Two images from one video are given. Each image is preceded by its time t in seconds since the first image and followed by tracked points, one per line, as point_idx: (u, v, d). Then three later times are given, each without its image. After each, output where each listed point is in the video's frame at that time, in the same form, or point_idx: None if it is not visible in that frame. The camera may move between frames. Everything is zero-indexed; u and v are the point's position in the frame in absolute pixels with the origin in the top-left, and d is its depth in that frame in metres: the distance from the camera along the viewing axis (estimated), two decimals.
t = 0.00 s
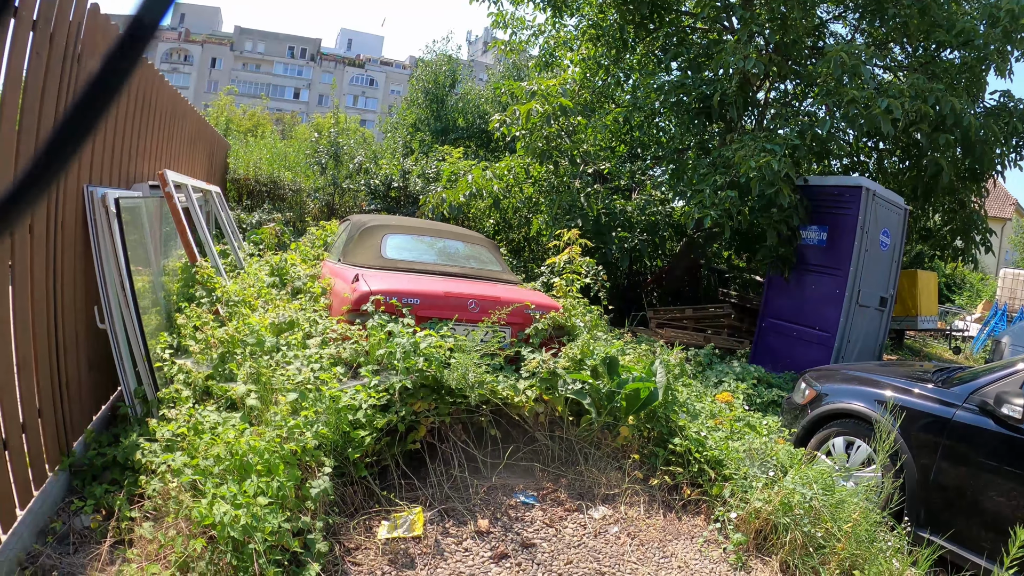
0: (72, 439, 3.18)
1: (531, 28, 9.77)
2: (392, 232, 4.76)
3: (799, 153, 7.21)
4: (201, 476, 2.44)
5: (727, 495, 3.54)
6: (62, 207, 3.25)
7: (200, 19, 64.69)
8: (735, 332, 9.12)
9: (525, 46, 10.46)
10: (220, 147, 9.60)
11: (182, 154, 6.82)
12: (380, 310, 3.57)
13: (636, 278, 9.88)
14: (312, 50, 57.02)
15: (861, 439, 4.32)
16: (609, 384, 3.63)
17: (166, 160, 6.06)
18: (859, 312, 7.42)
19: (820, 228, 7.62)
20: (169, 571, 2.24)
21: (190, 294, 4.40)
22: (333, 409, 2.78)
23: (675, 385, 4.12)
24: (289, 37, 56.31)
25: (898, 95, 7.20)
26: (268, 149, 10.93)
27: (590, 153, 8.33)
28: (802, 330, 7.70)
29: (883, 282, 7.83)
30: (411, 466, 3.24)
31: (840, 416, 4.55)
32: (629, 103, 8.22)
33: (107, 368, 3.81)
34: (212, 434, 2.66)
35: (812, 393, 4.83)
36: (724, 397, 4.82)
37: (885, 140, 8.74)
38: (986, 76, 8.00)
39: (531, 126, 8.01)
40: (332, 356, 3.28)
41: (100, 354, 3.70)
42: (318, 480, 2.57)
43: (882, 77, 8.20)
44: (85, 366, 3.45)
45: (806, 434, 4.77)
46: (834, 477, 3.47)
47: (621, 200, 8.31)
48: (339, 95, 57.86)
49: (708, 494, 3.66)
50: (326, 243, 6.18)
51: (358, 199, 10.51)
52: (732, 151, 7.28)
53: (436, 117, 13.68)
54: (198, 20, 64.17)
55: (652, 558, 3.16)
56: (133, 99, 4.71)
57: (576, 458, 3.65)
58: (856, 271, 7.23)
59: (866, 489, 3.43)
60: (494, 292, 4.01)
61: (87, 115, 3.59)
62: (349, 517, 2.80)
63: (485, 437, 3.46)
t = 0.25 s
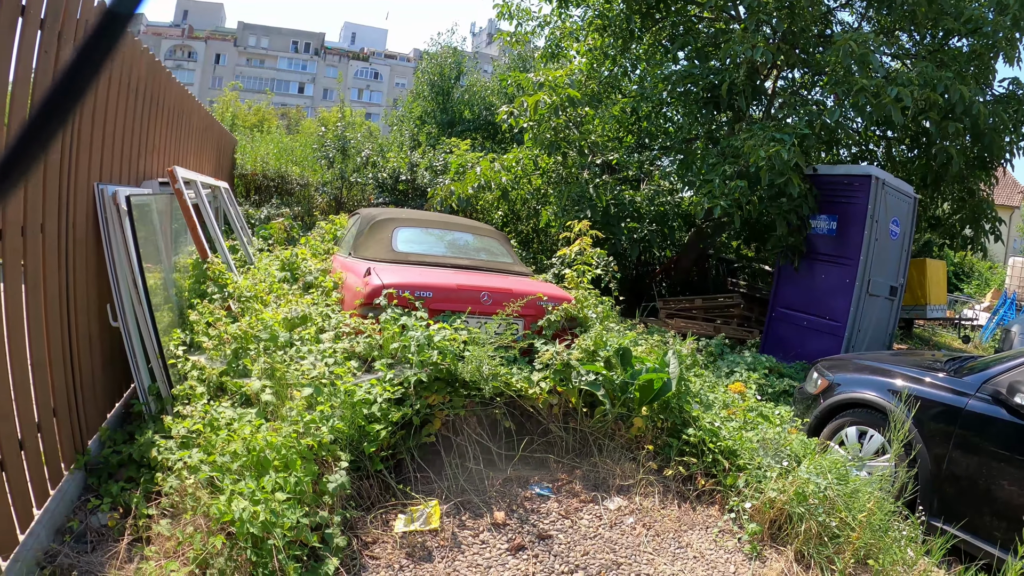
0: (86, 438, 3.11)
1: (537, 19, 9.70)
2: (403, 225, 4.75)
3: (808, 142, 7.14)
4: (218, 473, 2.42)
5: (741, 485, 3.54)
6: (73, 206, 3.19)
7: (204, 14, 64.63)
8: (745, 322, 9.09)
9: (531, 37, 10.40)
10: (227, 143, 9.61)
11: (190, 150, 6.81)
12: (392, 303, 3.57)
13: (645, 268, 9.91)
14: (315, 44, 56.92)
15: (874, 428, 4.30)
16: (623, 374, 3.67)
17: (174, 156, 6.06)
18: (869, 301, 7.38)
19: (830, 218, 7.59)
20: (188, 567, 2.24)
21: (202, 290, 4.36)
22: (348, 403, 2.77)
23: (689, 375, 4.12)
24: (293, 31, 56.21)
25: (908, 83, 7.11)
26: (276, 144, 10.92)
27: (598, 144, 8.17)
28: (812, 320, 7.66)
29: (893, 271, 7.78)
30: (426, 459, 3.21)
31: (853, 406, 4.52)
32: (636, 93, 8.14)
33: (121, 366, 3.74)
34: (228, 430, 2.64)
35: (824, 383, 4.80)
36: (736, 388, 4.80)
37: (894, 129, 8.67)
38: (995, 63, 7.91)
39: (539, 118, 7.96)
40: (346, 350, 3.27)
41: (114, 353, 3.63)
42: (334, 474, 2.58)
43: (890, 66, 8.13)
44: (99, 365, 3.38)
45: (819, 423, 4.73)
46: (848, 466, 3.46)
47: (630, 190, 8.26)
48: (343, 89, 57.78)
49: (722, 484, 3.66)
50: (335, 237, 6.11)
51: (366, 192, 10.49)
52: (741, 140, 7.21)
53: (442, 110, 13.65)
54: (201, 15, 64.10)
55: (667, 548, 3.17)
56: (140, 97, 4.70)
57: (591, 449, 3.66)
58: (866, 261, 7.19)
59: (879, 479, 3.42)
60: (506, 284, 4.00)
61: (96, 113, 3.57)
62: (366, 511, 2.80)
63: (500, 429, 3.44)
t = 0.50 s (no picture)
0: (103, 435, 3.02)
1: (546, 7, 9.60)
2: (416, 216, 4.72)
3: (822, 130, 7.04)
4: (239, 469, 2.40)
5: (760, 475, 3.52)
6: (87, 201, 3.06)
7: (209, 7, 64.52)
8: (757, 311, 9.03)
9: (539, 25, 10.30)
10: (237, 136, 9.59)
11: (200, 143, 6.78)
12: (409, 295, 3.54)
13: (656, 256, 9.87)
14: (321, 35, 56.74)
15: (891, 418, 4.26)
16: (640, 364, 3.64)
17: (184, 150, 6.03)
18: (883, 289, 7.30)
19: (843, 206, 7.48)
20: (210, 564, 2.23)
21: (216, 284, 4.23)
22: (367, 396, 2.76)
23: (705, 365, 4.09)
24: (298, 22, 56.04)
25: (921, 71, 7.00)
26: (285, 136, 10.90)
27: (610, 133, 8.18)
28: (825, 308, 7.58)
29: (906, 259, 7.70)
30: (445, 451, 3.21)
31: (869, 395, 4.49)
32: (647, 81, 8.03)
33: (138, 361, 3.61)
34: (248, 426, 2.60)
35: (840, 372, 4.76)
36: (753, 377, 4.75)
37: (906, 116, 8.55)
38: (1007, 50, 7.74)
39: (550, 107, 7.89)
40: (363, 343, 3.26)
41: (131, 349, 3.48)
42: (355, 468, 2.56)
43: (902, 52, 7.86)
44: (114, 362, 3.25)
45: (835, 413, 4.69)
46: (865, 456, 3.44)
47: (642, 178, 8.18)
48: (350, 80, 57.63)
49: (740, 474, 3.63)
50: (347, 229, 6.07)
51: (377, 182, 10.46)
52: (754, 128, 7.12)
53: (451, 99, 13.59)
54: (207, 7, 63.99)
55: (687, 538, 3.15)
56: (149, 91, 4.65)
57: (608, 440, 3.65)
58: (879, 249, 7.11)
59: (899, 469, 3.39)
60: (521, 274, 3.97)
61: (106, 108, 3.51)
62: (387, 504, 2.79)
63: (518, 421, 3.45)
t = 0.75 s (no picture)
0: (114, 433, 2.98)
1: None
2: (427, 208, 4.67)
3: (834, 120, 6.93)
4: (253, 467, 2.36)
5: (775, 470, 3.48)
6: (94, 197, 2.98)
7: None
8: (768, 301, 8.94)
9: (547, 15, 10.19)
10: (244, 128, 9.54)
11: (208, 136, 6.75)
12: (422, 289, 3.52)
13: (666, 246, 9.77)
14: (326, 26, 56.54)
15: (906, 412, 4.23)
16: (654, 357, 3.56)
17: (192, 142, 5.99)
18: (895, 281, 7.22)
19: (855, 197, 7.37)
20: (223, 563, 2.21)
21: (225, 278, 4.18)
22: (380, 391, 2.70)
23: (720, 358, 4.04)
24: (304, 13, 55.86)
25: (935, 61, 6.88)
26: (292, 128, 10.85)
27: (620, 122, 8.13)
28: (837, 300, 7.50)
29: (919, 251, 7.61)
30: (459, 446, 3.19)
31: (882, 389, 4.45)
32: (658, 70, 7.93)
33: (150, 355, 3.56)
34: (260, 423, 2.56)
35: (855, 366, 4.69)
36: (767, 369, 4.68)
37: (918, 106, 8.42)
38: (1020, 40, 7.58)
39: (559, 97, 7.80)
40: (376, 337, 3.21)
41: (142, 346, 3.43)
42: (369, 465, 2.53)
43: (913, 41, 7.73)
44: (125, 358, 3.19)
45: (850, 406, 4.63)
46: (881, 452, 3.39)
47: (652, 168, 8.09)
48: (355, 71, 57.46)
49: (756, 468, 3.59)
50: (357, 221, 6.02)
51: (385, 174, 10.42)
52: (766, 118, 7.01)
53: (458, 90, 13.50)
54: None
55: (703, 534, 3.11)
56: (156, 84, 4.59)
57: (623, 433, 3.61)
58: (892, 240, 7.02)
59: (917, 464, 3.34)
60: (533, 266, 3.94)
61: (113, 101, 3.44)
62: (401, 500, 2.77)
63: (532, 414, 3.45)
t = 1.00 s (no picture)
0: (114, 434, 2.90)
1: None
2: (434, 201, 4.56)
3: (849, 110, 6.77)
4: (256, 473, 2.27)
5: (795, 469, 3.37)
6: (91, 192, 2.87)
7: None
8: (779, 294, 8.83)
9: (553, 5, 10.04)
10: (247, 121, 9.44)
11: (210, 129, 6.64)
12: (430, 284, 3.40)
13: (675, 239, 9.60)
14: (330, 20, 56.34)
15: (928, 410, 4.10)
16: (670, 354, 3.46)
17: (194, 136, 5.89)
18: (909, 275, 7.08)
19: (869, 188, 7.21)
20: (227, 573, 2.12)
21: (228, 274, 4.07)
22: (388, 391, 2.59)
23: (737, 354, 3.93)
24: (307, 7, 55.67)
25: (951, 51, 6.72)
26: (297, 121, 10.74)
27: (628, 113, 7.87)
28: (851, 294, 7.36)
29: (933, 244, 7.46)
30: (470, 445, 3.11)
31: (902, 386, 4.32)
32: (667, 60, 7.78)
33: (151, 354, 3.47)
34: (264, 426, 2.47)
35: (874, 362, 4.57)
36: (784, 365, 4.55)
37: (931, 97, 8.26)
38: None
39: (567, 88, 7.65)
40: (383, 334, 3.11)
41: (142, 345, 3.33)
42: (378, 468, 2.43)
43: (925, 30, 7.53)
44: (124, 358, 3.10)
45: (869, 404, 4.51)
46: (902, 451, 3.28)
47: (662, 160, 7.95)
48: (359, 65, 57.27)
49: (774, 468, 3.49)
50: (363, 215, 5.91)
51: (391, 166, 10.31)
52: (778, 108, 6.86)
53: (464, 82, 13.36)
54: None
55: (722, 536, 3.01)
56: (156, 76, 4.48)
57: (637, 432, 3.51)
58: (907, 233, 6.87)
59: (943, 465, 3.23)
60: (544, 260, 3.83)
61: (109, 93, 3.33)
62: (410, 503, 2.67)
63: (544, 413, 3.37)
